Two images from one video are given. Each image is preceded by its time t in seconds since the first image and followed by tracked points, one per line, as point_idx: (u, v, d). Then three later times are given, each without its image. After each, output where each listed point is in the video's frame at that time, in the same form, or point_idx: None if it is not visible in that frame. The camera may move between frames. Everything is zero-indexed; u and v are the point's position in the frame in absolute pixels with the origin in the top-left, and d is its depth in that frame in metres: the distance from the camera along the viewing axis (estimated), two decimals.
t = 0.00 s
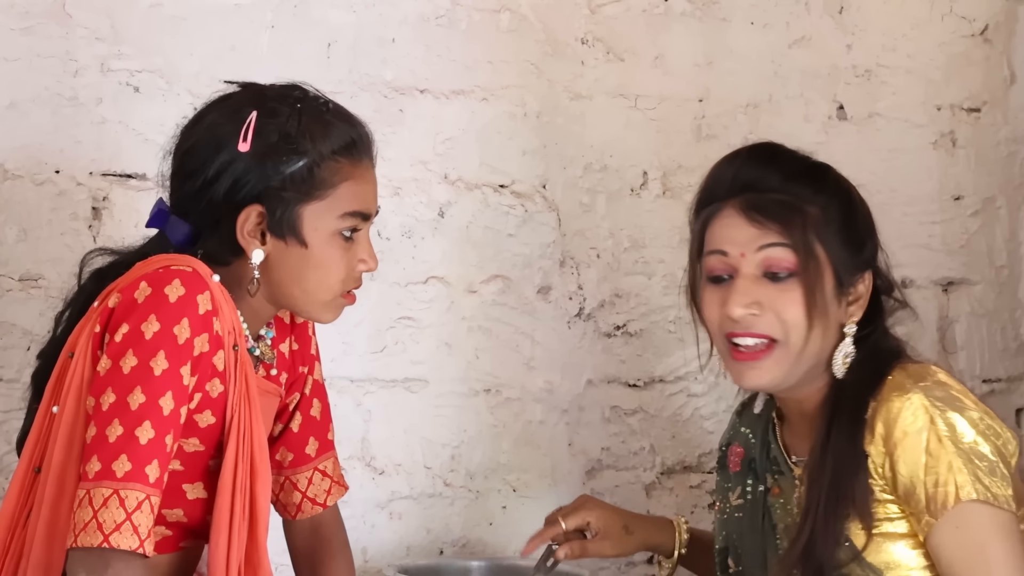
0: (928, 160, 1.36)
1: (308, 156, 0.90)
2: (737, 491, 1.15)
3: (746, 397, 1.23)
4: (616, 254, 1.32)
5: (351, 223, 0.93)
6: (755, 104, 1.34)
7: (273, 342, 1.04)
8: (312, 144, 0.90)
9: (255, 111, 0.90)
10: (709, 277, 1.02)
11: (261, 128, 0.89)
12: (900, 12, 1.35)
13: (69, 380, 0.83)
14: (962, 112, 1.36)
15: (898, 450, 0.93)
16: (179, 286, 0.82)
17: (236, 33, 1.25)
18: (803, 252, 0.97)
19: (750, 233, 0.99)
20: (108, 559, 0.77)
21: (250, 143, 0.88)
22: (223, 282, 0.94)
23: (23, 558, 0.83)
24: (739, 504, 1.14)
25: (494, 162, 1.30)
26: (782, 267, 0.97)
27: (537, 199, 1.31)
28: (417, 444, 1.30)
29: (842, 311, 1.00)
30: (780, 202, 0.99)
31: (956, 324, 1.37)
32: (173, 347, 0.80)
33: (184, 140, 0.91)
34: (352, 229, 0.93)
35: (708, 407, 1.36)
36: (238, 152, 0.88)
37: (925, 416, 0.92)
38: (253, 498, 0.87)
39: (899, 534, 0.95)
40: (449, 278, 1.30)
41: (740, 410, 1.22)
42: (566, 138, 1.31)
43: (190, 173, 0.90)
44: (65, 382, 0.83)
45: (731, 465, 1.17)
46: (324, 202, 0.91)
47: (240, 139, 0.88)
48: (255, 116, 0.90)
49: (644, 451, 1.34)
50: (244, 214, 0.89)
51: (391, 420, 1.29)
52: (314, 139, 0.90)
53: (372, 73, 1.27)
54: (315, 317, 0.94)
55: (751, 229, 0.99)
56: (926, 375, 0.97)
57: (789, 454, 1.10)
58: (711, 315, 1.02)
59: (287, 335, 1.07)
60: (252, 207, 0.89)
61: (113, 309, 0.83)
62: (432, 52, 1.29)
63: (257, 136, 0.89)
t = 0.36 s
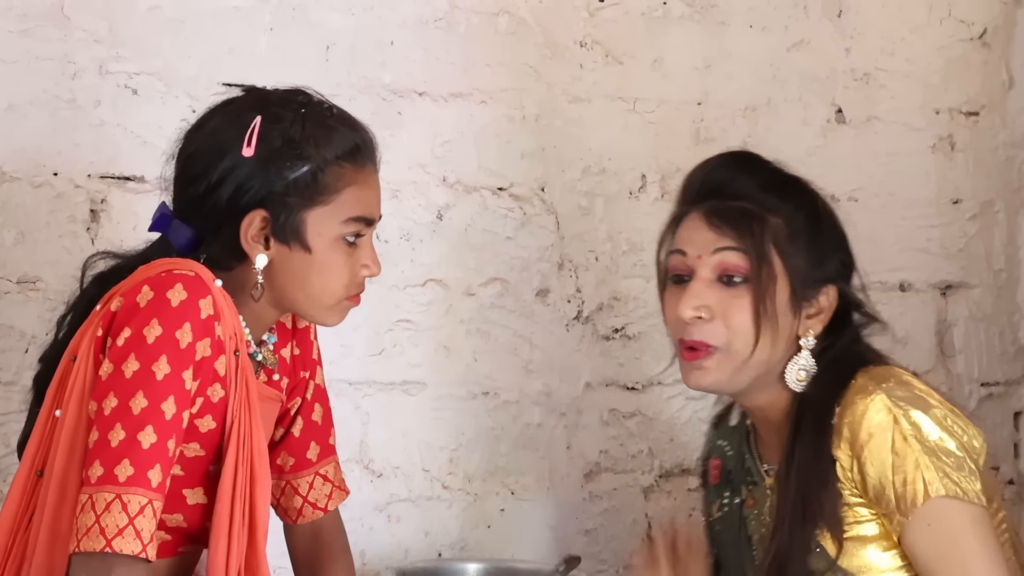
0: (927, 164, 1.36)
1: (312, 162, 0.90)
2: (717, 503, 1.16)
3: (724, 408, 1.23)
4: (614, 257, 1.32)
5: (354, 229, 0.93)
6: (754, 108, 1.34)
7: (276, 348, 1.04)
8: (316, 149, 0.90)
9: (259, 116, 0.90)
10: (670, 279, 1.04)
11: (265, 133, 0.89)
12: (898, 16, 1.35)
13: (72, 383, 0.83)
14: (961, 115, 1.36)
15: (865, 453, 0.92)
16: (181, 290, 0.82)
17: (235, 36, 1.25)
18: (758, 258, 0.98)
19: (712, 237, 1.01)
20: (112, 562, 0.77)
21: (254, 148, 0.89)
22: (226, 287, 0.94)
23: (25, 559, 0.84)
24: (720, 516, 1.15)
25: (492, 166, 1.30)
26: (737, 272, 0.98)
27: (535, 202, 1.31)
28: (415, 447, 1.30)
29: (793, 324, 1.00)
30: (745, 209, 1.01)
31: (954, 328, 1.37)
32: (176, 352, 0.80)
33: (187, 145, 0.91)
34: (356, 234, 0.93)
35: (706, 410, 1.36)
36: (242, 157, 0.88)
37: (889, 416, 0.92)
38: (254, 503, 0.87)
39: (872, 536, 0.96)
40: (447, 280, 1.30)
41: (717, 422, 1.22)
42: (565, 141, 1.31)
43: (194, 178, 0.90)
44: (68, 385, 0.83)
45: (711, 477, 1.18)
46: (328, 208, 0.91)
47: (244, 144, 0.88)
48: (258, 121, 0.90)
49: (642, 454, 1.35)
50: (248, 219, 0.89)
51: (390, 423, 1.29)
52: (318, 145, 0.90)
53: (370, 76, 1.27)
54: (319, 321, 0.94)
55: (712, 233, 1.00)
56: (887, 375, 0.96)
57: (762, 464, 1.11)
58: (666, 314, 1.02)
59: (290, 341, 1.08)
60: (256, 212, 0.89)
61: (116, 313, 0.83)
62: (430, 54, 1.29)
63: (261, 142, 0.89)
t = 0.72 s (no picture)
0: (925, 166, 1.36)
1: (321, 168, 0.90)
2: (682, 520, 1.15)
3: (683, 420, 1.21)
4: (613, 259, 1.33)
5: (360, 235, 0.93)
6: (752, 109, 1.34)
7: (278, 351, 1.04)
8: (325, 156, 0.90)
9: (268, 122, 0.90)
10: (644, 302, 1.02)
11: (275, 138, 0.89)
12: (896, 18, 1.35)
13: (77, 386, 0.82)
14: (959, 118, 1.36)
15: (846, 464, 0.92)
16: (189, 294, 0.82)
17: (233, 37, 1.25)
18: (736, 275, 0.97)
19: (684, 257, 0.99)
20: (118, 565, 0.77)
21: (263, 154, 0.88)
22: (231, 290, 0.94)
23: (29, 561, 0.84)
24: (686, 533, 1.14)
25: (491, 167, 1.30)
26: (717, 290, 0.97)
27: (533, 204, 1.31)
28: (413, 449, 1.30)
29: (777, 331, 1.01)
30: (715, 225, 0.99)
31: (952, 330, 1.37)
32: (183, 356, 0.80)
33: (194, 149, 0.91)
34: (362, 241, 0.94)
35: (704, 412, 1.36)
36: (251, 163, 0.88)
37: (870, 428, 0.92)
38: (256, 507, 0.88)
39: (851, 547, 0.95)
40: (446, 282, 1.30)
41: (677, 437, 1.20)
42: (563, 143, 1.31)
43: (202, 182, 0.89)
44: (74, 388, 0.83)
45: (674, 494, 1.16)
46: (335, 214, 0.91)
47: (253, 150, 0.88)
48: (268, 126, 0.89)
49: (640, 456, 1.35)
50: (256, 224, 0.89)
51: (388, 425, 1.29)
52: (327, 151, 0.90)
53: (368, 77, 1.27)
54: (323, 327, 0.95)
55: (684, 253, 0.99)
56: (864, 386, 0.96)
57: (731, 479, 1.10)
58: (646, 338, 1.01)
59: (291, 344, 1.08)
60: (264, 217, 0.89)
61: (123, 316, 0.83)
62: (428, 56, 1.29)
63: (271, 148, 0.89)
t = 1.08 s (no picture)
0: (924, 165, 1.36)
1: (324, 168, 0.90)
2: (675, 523, 1.15)
3: (674, 424, 1.22)
4: (612, 258, 1.33)
5: (363, 236, 0.93)
6: (751, 109, 1.34)
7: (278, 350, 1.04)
8: (329, 156, 0.90)
9: (272, 121, 0.90)
10: (644, 303, 1.01)
11: (279, 138, 0.89)
12: (896, 17, 1.35)
13: (78, 385, 0.82)
14: (958, 117, 1.36)
15: (850, 470, 0.92)
16: (191, 293, 0.82)
17: (233, 36, 1.25)
18: (738, 284, 0.97)
19: (688, 263, 0.98)
20: (118, 563, 0.77)
21: (267, 153, 0.88)
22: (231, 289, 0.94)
23: (29, 559, 0.84)
24: (679, 536, 1.14)
25: (490, 166, 1.30)
26: (718, 298, 0.97)
27: (533, 203, 1.31)
28: (412, 448, 1.30)
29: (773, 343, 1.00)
30: (719, 232, 0.98)
31: (951, 329, 1.37)
32: (184, 354, 0.80)
33: (198, 147, 0.91)
34: (364, 241, 0.94)
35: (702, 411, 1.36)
36: (254, 162, 0.88)
37: (874, 433, 0.92)
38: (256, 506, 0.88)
39: (848, 551, 0.96)
40: (446, 281, 1.30)
41: (668, 440, 1.21)
42: (563, 141, 1.31)
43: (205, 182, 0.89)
44: (75, 386, 0.83)
45: (665, 497, 1.17)
46: (338, 215, 0.91)
47: (257, 149, 0.88)
48: (272, 126, 0.89)
49: (639, 455, 1.35)
50: (258, 223, 0.88)
51: (388, 424, 1.29)
52: (331, 151, 0.90)
53: (368, 76, 1.27)
54: (324, 327, 0.95)
55: (688, 259, 0.98)
56: (865, 394, 0.97)
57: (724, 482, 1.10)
58: (644, 340, 1.00)
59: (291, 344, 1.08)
60: (266, 217, 0.89)
61: (124, 314, 0.83)
62: (427, 55, 1.29)
63: (275, 147, 0.89)
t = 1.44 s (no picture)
0: (923, 164, 1.36)
1: (322, 167, 0.90)
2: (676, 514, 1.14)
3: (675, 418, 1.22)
4: (610, 256, 1.33)
5: (360, 235, 0.93)
6: (750, 108, 1.34)
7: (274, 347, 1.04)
8: (327, 155, 0.90)
9: (271, 120, 0.90)
10: (657, 297, 1.02)
11: (277, 137, 0.89)
12: (894, 16, 1.35)
13: (75, 383, 0.82)
14: (957, 116, 1.36)
15: (871, 459, 0.93)
16: (187, 291, 0.82)
17: (231, 34, 1.25)
18: (749, 281, 0.97)
19: (700, 260, 0.98)
20: (115, 561, 0.77)
21: (265, 152, 0.88)
22: (228, 287, 0.94)
23: (26, 558, 0.84)
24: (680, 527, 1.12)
25: (489, 164, 1.30)
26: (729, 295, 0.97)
27: (531, 201, 1.31)
28: (409, 446, 1.30)
29: (788, 336, 1.01)
30: (731, 229, 0.98)
31: (949, 328, 1.37)
32: (181, 353, 0.80)
33: (196, 144, 0.91)
34: (362, 240, 0.93)
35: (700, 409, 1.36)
36: (253, 160, 0.88)
37: (897, 423, 0.93)
38: (252, 505, 0.88)
39: (863, 541, 0.96)
40: (444, 279, 1.30)
41: (668, 432, 1.20)
42: (561, 139, 1.31)
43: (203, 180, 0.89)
44: (71, 385, 0.83)
45: (665, 489, 1.16)
46: (336, 213, 0.91)
47: (255, 147, 0.88)
48: (270, 124, 0.89)
49: (638, 453, 1.35)
50: (256, 222, 0.89)
51: (386, 422, 1.29)
52: (330, 150, 0.90)
53: (367, 75, 1.27)
54: (322, 325, 0.94)
55: (700, 256, 0.98)
56: (890, 385, 0.98)
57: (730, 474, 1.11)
58: (656, 334, 1.02)
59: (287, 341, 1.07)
60: (264, 215, 0.89)
61: (121, 312, 0.83)
62: (426, 53, 1.29)
63: (273, 146, 0.89)
